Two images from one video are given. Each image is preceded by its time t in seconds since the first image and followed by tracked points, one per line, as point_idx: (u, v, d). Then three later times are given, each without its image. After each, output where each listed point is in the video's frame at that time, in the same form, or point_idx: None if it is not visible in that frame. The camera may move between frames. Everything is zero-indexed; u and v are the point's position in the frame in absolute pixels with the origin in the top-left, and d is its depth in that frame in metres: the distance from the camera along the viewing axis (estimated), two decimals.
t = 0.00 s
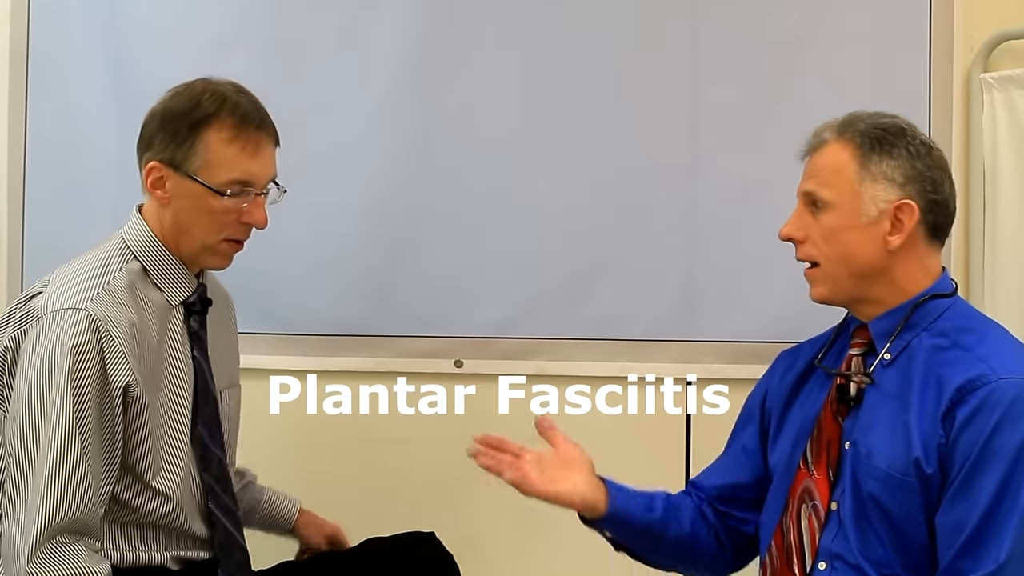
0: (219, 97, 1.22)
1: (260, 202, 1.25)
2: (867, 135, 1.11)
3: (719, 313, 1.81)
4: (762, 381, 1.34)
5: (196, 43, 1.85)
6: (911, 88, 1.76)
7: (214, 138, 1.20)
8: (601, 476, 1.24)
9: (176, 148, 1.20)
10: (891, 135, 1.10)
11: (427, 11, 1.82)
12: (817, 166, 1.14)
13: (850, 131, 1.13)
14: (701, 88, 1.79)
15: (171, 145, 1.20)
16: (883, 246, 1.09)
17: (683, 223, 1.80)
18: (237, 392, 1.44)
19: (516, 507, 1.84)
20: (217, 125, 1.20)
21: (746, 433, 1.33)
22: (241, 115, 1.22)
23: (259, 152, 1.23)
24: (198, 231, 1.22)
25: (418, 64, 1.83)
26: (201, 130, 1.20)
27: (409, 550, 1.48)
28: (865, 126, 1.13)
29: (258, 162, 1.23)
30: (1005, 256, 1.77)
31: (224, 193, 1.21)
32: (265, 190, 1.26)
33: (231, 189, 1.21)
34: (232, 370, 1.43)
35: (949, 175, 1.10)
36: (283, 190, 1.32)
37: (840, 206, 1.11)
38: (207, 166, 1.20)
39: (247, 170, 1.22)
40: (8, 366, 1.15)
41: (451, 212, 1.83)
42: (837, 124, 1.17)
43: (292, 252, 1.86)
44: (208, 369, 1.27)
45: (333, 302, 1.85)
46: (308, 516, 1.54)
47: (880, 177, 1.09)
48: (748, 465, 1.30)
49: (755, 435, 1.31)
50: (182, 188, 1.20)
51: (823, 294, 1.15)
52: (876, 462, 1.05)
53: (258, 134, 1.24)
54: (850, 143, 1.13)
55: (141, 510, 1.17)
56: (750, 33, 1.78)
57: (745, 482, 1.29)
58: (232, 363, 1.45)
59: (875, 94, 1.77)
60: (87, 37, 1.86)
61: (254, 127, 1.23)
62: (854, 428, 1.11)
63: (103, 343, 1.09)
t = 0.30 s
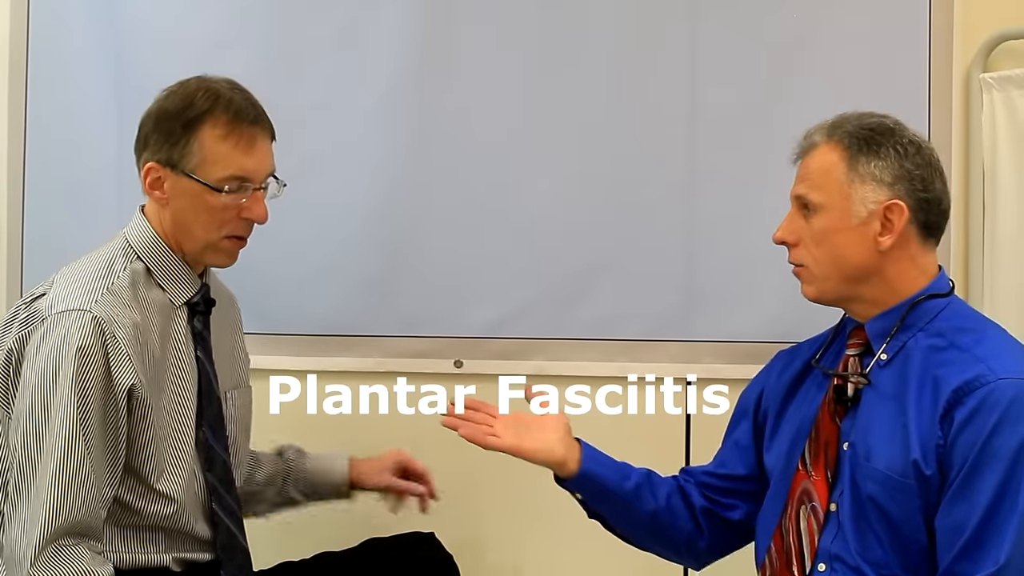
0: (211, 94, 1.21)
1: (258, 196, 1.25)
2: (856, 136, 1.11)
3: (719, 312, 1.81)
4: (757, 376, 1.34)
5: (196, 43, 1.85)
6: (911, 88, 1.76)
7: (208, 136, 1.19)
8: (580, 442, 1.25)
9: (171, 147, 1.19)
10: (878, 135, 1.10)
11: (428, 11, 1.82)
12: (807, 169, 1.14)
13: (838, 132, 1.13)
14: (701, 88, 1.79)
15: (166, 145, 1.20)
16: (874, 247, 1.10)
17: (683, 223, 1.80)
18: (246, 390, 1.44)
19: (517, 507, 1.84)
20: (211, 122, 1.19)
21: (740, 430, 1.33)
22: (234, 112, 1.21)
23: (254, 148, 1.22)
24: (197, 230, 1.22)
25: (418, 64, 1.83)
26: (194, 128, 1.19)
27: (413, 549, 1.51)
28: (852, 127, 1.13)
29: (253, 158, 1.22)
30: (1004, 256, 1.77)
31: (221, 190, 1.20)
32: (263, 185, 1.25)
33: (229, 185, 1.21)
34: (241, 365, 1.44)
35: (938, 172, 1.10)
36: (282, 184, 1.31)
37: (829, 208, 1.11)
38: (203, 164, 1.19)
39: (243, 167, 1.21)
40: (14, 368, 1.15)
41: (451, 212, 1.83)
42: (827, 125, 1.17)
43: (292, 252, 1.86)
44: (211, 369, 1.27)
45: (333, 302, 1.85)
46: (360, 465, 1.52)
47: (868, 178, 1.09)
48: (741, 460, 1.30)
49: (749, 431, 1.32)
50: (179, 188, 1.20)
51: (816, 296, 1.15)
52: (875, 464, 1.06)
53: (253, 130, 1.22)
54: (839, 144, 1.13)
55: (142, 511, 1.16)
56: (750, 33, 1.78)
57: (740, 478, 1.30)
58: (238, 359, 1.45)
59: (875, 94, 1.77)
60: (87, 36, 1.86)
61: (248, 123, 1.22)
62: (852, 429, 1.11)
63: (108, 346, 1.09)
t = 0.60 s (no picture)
0: (190, 85, 1.22)
1: (253, 178, 1.25)
2: (851, 137, 1.12)
3: (719, 313, 1.81)
4: (756, 376, 1.34)
5: (196, 44, 1.86)
6: (911, 88, 1.76)
7: (196, 124, 1.19)
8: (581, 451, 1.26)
9: (160, 142, 1.20)
10: (875, 135, 1.11)
11: (427, 11, 1.82)
12: (804, 170, 1.14)
13: (835, 133, 1.14)
14: (700, 88, 1.79)
15: (153, 141, 1.20)
16: (874, 247, 1.10)
17: (683, 223, 1.80)
18: (264, 393, 1.39)
19: (517, 507, 1.84)
20: (195, 111, 1.20)
21: (739, 431, 1.33)
22: (215, 97, 1.22)
23: (241, 130, 1.22)
24: (197, 223, 1.21)
25: (417, 65, 1.83)
26: (180, 119, 1.19)
27: (415, 552, 1.54)
28: (848, 128, 1.13)
29: (241, 137, 1.22)
30: (1004, 256, 1.77)
31: (217, 176, 1.20)
32: (255, 167, 1.25)
33: (223, 170, 1.21)
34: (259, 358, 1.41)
35: (935, 171, 1.10)
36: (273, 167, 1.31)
37: (829, 209, 1.11)
38: (194, 154, 1.19)
39: (233, 150, 1.21)
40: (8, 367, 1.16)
41: (451, 211, 1.83)
42: (822, 126, 1.17)
43: (292, 252, 1.86)
44: (206, 370, 1.25)
45: (333, 302, 1.86)
46: None
47: (866, 178, 1.09)
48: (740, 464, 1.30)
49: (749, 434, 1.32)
50: (173, 182, 1.20)
51: (817, 298, 1.15)
52: (872, 465, 1.06)
53: (237, 112, 1.23)
54: (835, 145, 1.13)
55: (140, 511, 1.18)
56: (749, 32, 1.78)
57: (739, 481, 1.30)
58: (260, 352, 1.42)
59: (875, 94, 1.77)
60: (87, 35, 1.86)
61: (231, 106, 1.22)
62: (849, 430, 1.11)
63: (95, 343, 1.09)
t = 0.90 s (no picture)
0: (196, 83, 1.22)
1: (258, 177, 1.24)
2: (844, 137, 1.12)
3: (719, 312, 1.81)
4: (756, 390, 1.34)
5: (196, 44, 1.86)
6: (911, 88, 1.75)
7: (201, 121, 1.20)
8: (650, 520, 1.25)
9: (165, 139, 1.20)
10: (869, 135, 1.11)
11: (427, 10, 1.82)
12: (798, 170, 1.14)
13: (828, 134, 1.13)
14: (700, 88, 1.79)
15: (159, 138, 1.21)
16: (869, 246, 1.10)
17: (683, 223, 1.80)
18: (266, 399, 1.37)
19: (517, 507, 1.84)
20: (201, 108, 1.20)
21: (743, 438, 1.32)
22: (221, 95, 1.22)
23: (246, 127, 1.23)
24: (200, 221, 1.21)
25: (417, 65, 1.83)
26: (185, 116, 1.20)
27: (414, 551, 1.54)
28: (842, 128, 1.13)
29: (246, 135, 1.22)
30: (1005, 256, 1.76)
31: (221, 173, 1.20)
32: (261, 166, 1.25)
33: (227, 168, 1.21)
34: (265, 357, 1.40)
35: (929, 170, 1.11)
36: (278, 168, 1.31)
37: (824, 209, 1.11)
38: (199, 151, 1.20)
39: (239, 147, 1.21)
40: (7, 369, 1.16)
41: (450, 211, 1.83)
42: (814, 127, 1.17)
43: (292, 252, 1.86)
44: (211, 374, 1.25)
45: (333, 302, 1.86)
46: None
47: (861, 178, 1.09)
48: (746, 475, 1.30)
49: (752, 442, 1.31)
50: (179, 180, 1.20)
51: (812, 297, 1.15)
52: (869, 464, 1.06)
53: (242, 110, 1.23)
54: (828, 145, 1.13)
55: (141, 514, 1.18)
56: (749, 32, 1.78)
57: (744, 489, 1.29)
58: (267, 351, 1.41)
59: (875, 94, 1.77)
60: (86, 39, 1.86)
61: (237, 104, 1.22)
62: (846, 430, 1.11)
63: (95, 348, 1.09)
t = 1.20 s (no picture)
0: (206, 91, 1.21)
1: (260, 194, 1.23)
2: (837, 135, 1.12)
3: (718, 312, 1.81)
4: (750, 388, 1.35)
5: (196, 44, 1.86)
6: (911, 88, 1.75)
7: (206, 134, 1.18)
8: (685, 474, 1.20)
9: (169, 148, 1.19)
10: (862, 133, 1.11)
11: (427, 11, 1.83)
12: (789, 168, 1.14)
13: (820, 133, 1.13)
14: (700, 88, 1.79)
15: (163, 146, 1.19)
16: (862, 242, 1.10)
17: (683, 224, 1.80)
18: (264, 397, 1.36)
19: (517, 507, 1.84)
20: (207, 121, 1.19)
21: (739, 437, 1.32)
22: (229, 108, 1.20)
23: (253, 143, 1.21)
24: (200, 230, 1.20)
25: (417, 65, 1.83)
26: (191, 127, 1.18)
27: (414, 551, 1.54)
28: (834, 127, 1.13)
29: (252, 153, 1.21)
30: (1005, 256, 1.76)
31: (223, 189, 1.19)
32: (265, 182, 1.23)
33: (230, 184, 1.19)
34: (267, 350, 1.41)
35: (919, 169, 1.12)
36: (283, 181, 1.29)
37: (816, 206, 1.11)
38: (202, 163, 1.18)
39: (244, 163, 1.20)
40: (12, 389, 1.16)
41: (450, 211, 1.83)
42: (805, 127, 1.17)
43: (292, 252, 1.86)
44: (213, 377, 1.26)
45: (333, 303, 1.86)
46: None
47: (854, 174, 1.09)
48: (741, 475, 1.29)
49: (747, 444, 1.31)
50: (181, 190, 1.19)
51: (803, 294, 1.15)
52: (871, 460, 1.05)
53: (250, 125, 1.21)
54: (821, 143, 1.13)
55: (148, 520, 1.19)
56: (749, 32, 1.78)
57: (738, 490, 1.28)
58: (267, 339, 1.42)
59: (875, 94, 1.76)
60: (86, 41, 1.87)
61: (245, 118, 1.20)
62: (844, 428, 1.11)
63: (105, 359, 1.10)
